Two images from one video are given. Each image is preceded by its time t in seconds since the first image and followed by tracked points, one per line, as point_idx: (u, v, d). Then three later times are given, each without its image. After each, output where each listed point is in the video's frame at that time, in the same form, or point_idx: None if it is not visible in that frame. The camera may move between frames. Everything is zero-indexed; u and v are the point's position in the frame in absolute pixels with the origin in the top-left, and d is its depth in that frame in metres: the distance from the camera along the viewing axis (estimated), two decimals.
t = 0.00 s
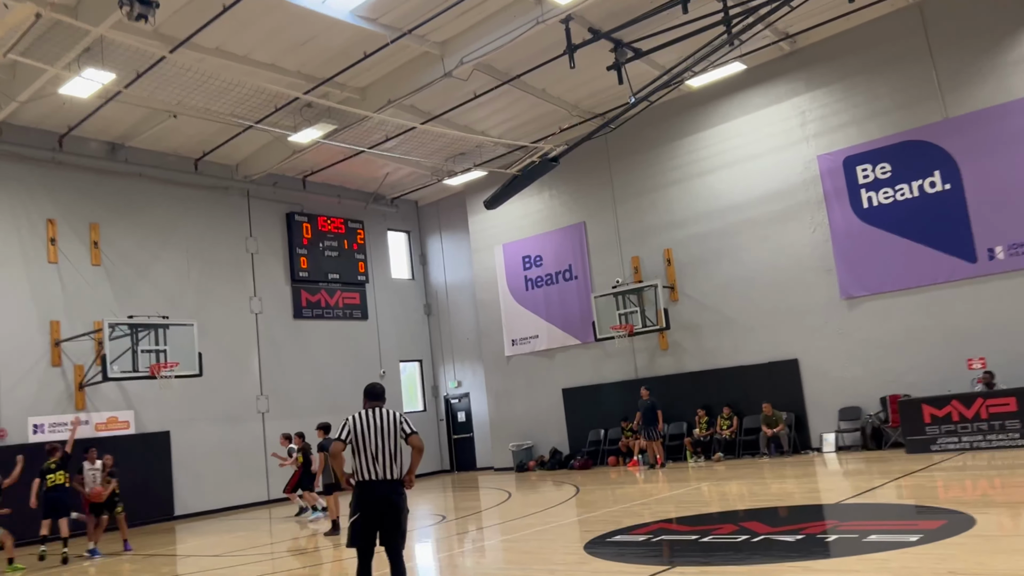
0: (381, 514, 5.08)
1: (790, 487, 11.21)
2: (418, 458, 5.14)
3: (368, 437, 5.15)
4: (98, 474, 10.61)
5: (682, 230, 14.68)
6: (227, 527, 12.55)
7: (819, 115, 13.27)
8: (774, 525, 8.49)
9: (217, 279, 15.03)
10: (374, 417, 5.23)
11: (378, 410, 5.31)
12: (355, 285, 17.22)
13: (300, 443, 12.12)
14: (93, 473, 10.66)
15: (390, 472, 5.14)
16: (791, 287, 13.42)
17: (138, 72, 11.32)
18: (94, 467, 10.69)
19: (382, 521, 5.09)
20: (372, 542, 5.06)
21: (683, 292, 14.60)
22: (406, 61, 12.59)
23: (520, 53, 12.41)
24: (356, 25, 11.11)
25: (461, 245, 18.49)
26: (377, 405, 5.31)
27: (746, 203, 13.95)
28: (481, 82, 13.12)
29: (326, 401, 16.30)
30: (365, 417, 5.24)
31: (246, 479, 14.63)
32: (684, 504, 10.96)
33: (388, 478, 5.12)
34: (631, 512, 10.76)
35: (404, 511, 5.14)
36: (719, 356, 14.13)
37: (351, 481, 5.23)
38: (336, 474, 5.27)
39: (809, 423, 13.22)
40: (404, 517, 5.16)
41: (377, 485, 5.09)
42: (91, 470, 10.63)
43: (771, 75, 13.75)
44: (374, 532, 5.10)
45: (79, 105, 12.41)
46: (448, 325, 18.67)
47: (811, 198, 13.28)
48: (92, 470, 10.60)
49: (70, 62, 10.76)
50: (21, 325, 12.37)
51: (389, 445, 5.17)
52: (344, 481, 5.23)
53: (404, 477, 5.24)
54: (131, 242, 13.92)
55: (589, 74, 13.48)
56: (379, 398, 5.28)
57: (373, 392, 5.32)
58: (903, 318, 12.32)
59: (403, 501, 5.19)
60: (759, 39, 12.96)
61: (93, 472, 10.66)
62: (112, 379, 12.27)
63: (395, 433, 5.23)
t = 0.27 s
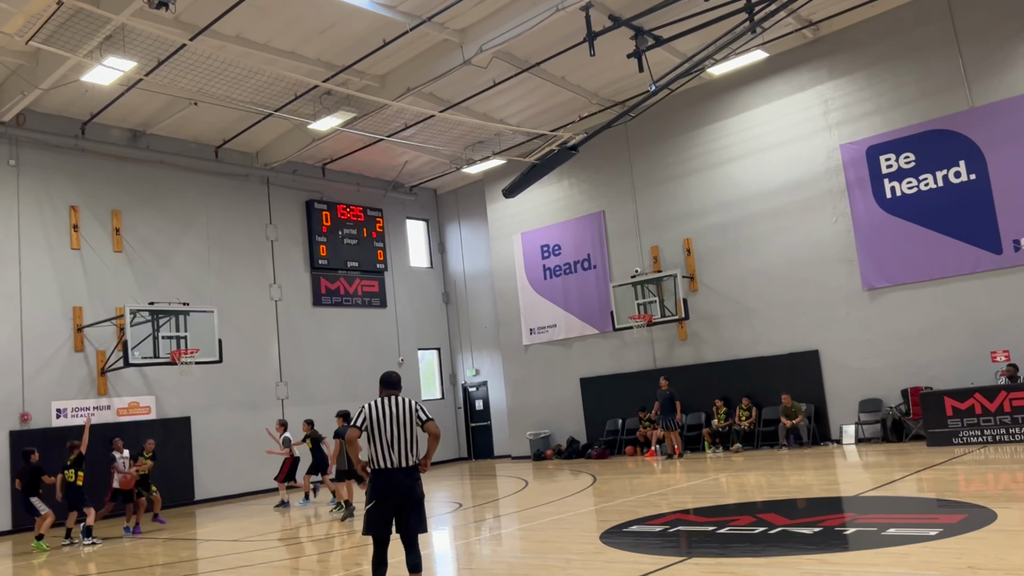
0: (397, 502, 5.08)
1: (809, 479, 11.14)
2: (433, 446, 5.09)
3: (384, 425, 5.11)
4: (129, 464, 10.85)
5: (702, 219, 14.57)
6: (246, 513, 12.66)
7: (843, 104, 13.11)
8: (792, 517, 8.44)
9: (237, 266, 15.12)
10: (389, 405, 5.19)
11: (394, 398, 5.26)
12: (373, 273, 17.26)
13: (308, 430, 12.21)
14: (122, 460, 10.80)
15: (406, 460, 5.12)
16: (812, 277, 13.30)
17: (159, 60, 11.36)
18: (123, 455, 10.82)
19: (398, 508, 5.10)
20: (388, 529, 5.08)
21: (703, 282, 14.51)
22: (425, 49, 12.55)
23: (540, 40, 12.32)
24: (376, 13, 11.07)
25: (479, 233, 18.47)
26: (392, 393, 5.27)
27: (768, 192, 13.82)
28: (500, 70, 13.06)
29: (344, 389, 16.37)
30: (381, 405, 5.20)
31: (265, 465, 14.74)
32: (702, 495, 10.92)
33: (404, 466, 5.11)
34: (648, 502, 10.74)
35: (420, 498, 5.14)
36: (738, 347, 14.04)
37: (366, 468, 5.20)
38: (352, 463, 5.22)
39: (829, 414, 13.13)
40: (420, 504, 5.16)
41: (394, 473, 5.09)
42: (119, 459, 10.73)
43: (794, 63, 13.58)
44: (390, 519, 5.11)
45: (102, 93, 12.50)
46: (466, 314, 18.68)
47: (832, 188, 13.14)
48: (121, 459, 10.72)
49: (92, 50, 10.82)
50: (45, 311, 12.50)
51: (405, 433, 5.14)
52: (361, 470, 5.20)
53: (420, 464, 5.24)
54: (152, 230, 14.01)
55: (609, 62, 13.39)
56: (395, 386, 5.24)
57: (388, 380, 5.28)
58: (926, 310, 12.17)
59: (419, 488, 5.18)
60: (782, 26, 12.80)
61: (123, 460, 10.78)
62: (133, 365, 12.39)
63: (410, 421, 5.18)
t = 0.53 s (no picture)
0: (399, 476, 5.08)
1: (814, 464, 11.13)
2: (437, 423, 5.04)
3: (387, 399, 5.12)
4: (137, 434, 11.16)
5: (715, 201, 14.47)
6: (253, 483, 12.77)
7: (861, 87, 12.93)
8: (796, 502, 8.45)
9: (248, 238, 15.13)
10: (393, 379, 5.21)
11: (398, 373, 5.28)
12: (384, 248, 17.26)
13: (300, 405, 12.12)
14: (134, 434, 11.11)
15: (409, 434, 5.12)
16: (825, 262, 13.21)
17: (172, 28, 11.29)
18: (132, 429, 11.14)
19: (401, 483, 5.09)
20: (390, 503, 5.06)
21: (714, 264, 14.45)
22: (440, 23, 12.43)
23: (556, 16, 12.18)
24: None
25: (491, 210, 18.41)
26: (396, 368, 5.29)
27: (782, 175, 13.70)
28: (516, 45, 12.93)
29: (353, 363, 16.43)
30: (385, 380, 5.21)
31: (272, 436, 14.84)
32: (706, 477, 10.94)
33: (407, 440, 5.11)
34: (653, 483, 10.76)
35: (423, 473, 5.14)
36: (748, 330, 14.00)
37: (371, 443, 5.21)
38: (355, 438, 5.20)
39: (837, 400, 13.09)
40: (423, 479, 5.15)
41: (396, 448, 5.08)
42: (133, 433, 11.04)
43: (813, 45, 13.39)
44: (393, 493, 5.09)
45: (115, 61, 12.46)
46: (476, 291, 18.68)
47: (848, 173, 13.01)
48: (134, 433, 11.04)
49: (105, 17, 10.76)
50: (57, 278, 12.57)
51: (408, 407, 5.14)
52: (364, 448, 5.20)
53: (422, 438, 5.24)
54: (164, 199, 14.02)
55: (625, 40, 13.23)
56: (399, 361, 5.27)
57: (393, 356, 5.31)
58: (938, 297, 12.08)
59: (422, 463, 5.18)
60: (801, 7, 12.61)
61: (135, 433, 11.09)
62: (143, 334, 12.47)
63: (414, 395, 5.20)
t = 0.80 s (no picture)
0: (409, 448, 5.03)
1: (826, 446, 11.09)
2: (446, 396, 4.93)
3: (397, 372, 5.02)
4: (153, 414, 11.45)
5: (731, 179, 14.35)
6: (265, 454, 12.88)
7: (883, 66, 12.73)
8: (805, 482, 8.44)
9: (262, 210, 15.15)
10: (402, 352, 5.11)
11: (407, 346, 5.18)
12: (398, 223, 17.27)
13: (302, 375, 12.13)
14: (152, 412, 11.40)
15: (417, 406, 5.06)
16: (841, 242, 13.10)
17: None
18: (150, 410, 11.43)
19: (410, 455, 5.03)
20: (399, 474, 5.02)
21: (729, 244, 14.37)
22: None
23: None
24: None
25: (505, 186, 18.34)
26: (405, 341, 5.19)
27: (800, 154, 13.56)
28: (533, 19, 12.78)
29: (365, 337, 16.49)
30: (395, 352, 5.11)
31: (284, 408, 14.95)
32: (716, 456, 10.93)
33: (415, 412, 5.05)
34: (663, 461, 10.77)
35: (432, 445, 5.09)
36: (761, 310, 13.94)
37: (380, 417, 5.21)
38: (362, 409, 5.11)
39: (849, 381, 13.04)
40: (432, 452, 5.10)
41: (404, 420, 5.03)
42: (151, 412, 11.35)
43: (835, 22, 13.17)
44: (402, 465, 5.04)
45: (131, 30, 12.43)
46: (489, 267, 18.67)
47: (867, 152, 12.86)
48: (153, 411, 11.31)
49: None
50: (73, 247, 12.64)
51: (417, 380, 5.06)
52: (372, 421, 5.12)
53: (431, 407, 5.19)
54: (179, 170, 14.04)
55: (644, 15, 13.07)
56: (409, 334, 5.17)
57: (402, 329, 5.20)
58: (955, 280, 11.96)
59: (431, 436, 5.13)
60: None
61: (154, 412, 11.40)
62: (158, 304, 12.54)
63: (423, 369, 5.11)
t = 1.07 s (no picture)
0: (428, 440, 4.94)
1: (850, 437, 11.00)
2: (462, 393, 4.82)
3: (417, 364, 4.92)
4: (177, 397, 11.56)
5: (756, 168, 14.22)
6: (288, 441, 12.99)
7: (912, 52, 12.53)
8: (829, 473, 8.38)
9: (286, 198, 15.23)
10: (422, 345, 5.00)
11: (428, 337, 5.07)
12: (420, 211, 17.31)
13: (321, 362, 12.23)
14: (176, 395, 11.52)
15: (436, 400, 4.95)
16: (867, 231, 12.95)
17: None
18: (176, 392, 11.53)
19: (429, 448, 4.95)
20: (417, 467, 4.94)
21: (753, 233, 14.26)
22: None
23: None
24: None
25: (528, 175, 18.31)
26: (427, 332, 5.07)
27: (827, 142, 13.40)
28: (556, 6, 12.72)
29: (387, 326, 16.56)
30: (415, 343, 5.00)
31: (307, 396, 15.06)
32: (739, 446, 10.88)
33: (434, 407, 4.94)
34: (685, 450, 10.73)
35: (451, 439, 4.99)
36: (785, 300, 13.83)
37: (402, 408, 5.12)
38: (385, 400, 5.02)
39: (874, 372, 12.91)
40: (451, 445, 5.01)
41: (424, 414, 4.93)
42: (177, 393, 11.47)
43: (864, 8, 12.98)
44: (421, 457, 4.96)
45: (157, 19, 12.52)
46: (511, 256, 18.66)
47: (894, 141, 12.69)
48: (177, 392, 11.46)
49: None
50: (101, 234, 12.79)
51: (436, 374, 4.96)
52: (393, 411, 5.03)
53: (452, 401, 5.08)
54: (204, 159, 14.14)
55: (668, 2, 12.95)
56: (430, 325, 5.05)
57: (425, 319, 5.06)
58: (985, 271, 11.78)
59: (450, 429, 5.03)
60: None
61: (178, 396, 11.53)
62: (183, 291, 12.67)
63: (442, 363, 5.00)
